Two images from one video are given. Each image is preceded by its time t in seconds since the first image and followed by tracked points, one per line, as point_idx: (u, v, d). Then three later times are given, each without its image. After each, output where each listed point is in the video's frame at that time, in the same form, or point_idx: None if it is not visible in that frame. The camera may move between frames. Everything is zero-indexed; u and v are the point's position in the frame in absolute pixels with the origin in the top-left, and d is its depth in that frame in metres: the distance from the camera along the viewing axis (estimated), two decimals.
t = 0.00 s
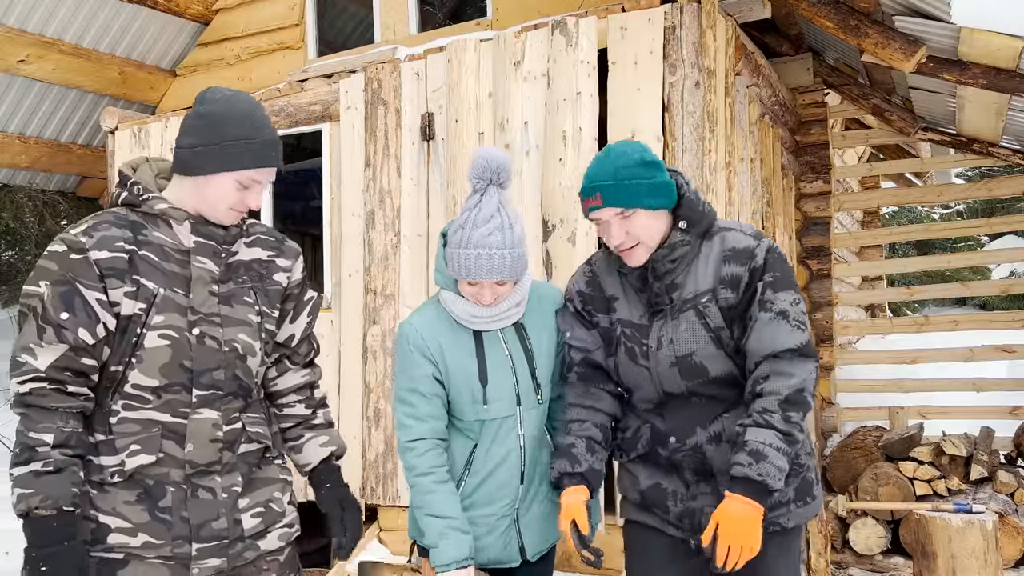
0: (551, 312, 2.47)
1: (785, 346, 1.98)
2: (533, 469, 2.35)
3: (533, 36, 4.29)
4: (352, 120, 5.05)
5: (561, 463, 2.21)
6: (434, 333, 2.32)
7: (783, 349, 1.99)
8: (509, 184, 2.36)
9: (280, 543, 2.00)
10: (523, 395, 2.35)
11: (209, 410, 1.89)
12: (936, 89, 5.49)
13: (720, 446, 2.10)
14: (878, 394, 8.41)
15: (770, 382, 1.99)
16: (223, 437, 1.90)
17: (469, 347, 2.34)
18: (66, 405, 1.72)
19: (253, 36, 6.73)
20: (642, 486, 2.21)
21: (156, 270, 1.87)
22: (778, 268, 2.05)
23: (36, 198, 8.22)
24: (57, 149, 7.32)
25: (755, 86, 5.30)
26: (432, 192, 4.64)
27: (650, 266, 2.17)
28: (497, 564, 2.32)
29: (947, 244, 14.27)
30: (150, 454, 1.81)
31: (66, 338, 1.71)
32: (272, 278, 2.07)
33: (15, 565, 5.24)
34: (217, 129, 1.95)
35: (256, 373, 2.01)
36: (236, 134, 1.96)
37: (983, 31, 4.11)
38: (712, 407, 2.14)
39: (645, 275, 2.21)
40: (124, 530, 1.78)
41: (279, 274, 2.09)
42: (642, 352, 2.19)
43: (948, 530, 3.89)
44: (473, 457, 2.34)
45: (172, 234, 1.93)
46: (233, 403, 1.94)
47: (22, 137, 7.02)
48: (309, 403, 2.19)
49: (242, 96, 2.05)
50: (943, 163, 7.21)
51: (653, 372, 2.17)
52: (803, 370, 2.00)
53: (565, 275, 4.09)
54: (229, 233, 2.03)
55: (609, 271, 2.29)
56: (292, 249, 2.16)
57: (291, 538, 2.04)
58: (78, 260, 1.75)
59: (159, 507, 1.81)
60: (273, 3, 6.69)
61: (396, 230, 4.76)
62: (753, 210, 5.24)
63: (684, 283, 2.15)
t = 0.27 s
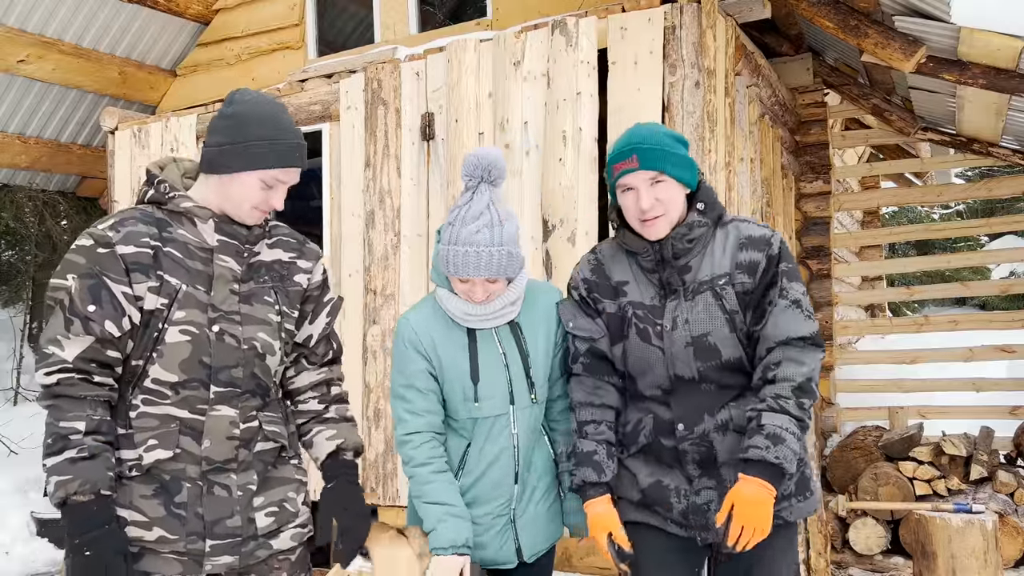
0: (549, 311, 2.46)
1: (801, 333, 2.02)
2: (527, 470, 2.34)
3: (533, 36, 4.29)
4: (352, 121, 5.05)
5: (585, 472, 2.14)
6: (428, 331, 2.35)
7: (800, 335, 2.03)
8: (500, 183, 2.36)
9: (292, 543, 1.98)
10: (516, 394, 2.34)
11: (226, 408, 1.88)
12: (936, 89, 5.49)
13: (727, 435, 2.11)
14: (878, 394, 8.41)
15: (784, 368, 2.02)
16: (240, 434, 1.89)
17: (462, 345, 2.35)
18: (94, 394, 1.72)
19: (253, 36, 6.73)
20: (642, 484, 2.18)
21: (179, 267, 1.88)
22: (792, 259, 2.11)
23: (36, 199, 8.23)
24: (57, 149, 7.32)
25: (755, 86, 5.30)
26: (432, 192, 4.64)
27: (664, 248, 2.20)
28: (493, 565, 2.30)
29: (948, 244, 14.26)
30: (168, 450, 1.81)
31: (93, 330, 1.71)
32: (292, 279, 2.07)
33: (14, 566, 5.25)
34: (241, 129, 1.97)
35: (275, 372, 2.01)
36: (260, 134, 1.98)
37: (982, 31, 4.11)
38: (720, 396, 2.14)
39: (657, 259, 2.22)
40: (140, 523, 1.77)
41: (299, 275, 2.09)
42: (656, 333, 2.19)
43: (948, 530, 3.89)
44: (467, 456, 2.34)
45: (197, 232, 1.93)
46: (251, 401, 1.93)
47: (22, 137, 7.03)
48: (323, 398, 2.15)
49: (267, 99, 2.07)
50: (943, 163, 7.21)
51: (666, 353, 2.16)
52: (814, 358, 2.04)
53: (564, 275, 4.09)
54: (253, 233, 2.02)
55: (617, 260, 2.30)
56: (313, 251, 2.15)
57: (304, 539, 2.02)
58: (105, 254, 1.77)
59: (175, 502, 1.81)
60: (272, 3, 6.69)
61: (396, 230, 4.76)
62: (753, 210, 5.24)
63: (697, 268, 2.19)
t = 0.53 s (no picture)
0: (551, 309, 2.47)
1: (809, 333, 2.03)
2: (526, 466, 2.33)
3: (534, 36, 4.29)
4: (352, 121, 5.05)
5: (576, 457, 2.13)
6: (429, 322, 2.36)
7: (804, 333, 2.03)
8: (508, 166, 2.48)
9: (297, 543, 1.97)
10: (515, 388, 2.35)
11: (234, 408, 1.87)
12: (936, 89, 5.49)
13: (719, 430, 2.11)
14: (878, 394, 8.41)
15: (797, 368, 2.02)
16: (247, 434, 1.89)
17: (463, 337, 2.37)
18: (105, 391, 1.72)
19: (253, 36, 6.73)
20: (632, 481, 2.15)
21: (188, 267, 1.88)
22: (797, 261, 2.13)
23: (36, 199, 8.24)
24: (57, 149, 7.32)
25: (755, 86, 5.30)
26: (432, 192, 4.64)
27: (666, 240, 2.21)
28: (491, 563, 2.28)
29: (948, 244, 14.26)
30: (175, 449, 1.80)
31: (105, 329, 1.72)
32: (299, 280, 2.07)
33: (14, 566, 5.25)
34: (252, 130, 1.96)
35: (282, 372, 2.00)
36: (270, 136, 1.97)
37: (983, 31, 4.11)
38: (714, 391, 2.13)
39: (658, 251, 2.23)
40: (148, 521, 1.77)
41: (307, 276, 2.09)
42: (653, 322, 2.20)
43: (948, 530, 3.89)
44: (464, 451, 2.34)
45: (205, 232, 1.93)
46: (258, 401, 1.92)
47: (22, 137, 7.03)
48: (331, 410, 2.17)
49: (279, 101, 2.07)
50: (943, 163, 7.21)
51: (661, 343, 2.17)
52: (825, 357, 2.04)
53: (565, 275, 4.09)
54: (261, 233, 2.02)
55: (618, 253, 2.32)
56: (321, 254, 2.16)
57: (310, 540, 2.00)
58: (116, 252, 1.78)
59: (182, 501, 1.80)
60: (273, 3, 6.69)
61: (396, 230, 4.76)
62: (753, 210, 5.25)
63: (697, 261, 2.21)
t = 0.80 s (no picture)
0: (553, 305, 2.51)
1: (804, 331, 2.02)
2: (525, 455, 2.33)
3: (533, 36, 4.29)
4: (352, 121, 5.05)
5: (569, 452, 2.15)
6: (430, 309, 2.38)
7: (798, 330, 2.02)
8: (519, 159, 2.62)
9: (296, 542, 1.98)
10: (515, 377, 2.36)
11: (233, 408, 1.87)
12: (936, 89, 5.49)
13: (712, 427, 2.11)
14: (878, 394, 8.40)
15: (792, 365, 2.02)
16: (246, 434, 1.89)
17: (463, 324, 2.39)
18: (101, 396, 1.71)
19: (254, 36, 6.73)
20: (625, 478, 2.16)
21: (187, 268, 1.87)
22: (795, 259, 2.11)
23: (36, 199, 8.23)
24: (57, 149, 7.33)
25: (755, 86, 5.30)
26: (432, 192, 4.64)
27: (662, 236, 2.21)
28: (490, 554, 2.25)
29: (948, 244, 14.25)
30: (175, 450, 1.80)
31: (102, 331, 1.71)
32: (296, 281, 2.08)
33: (14, 566, 5.25)
34: (246, 131, 1.95)
35: (280, 372, 2.01)
36: (265, 136, 1.97)
37: (983, 31, 4.11)
38: (708, 388, 2.13)
39: (654, 249, 2.24)
40: (147, 524, 1.76)
41: (303, 276, 2.10)
42: (647, 318, 2.20)
43: (948, 530, 3.89)
44: (461, 440, 2.33)
45: (203, 233, 1.93)
46: (256, 401, 1.93)
47: (22, 137, 7.03)
48: (325, 410, 2.18)
49: (273, 101, 2.06)
50: (943, 163, 7.21)
51: (655, 340, 2.18)
52: (820, 355, 2.03)
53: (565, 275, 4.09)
54: (259, 234, 2.03)
55: (616, 251, 2.34)
56: (316, 254, 2.17)
57: (307, 539, 2.01)
58: (114, 254, 1.77)
59: (182, 503, 1.80)
60: (273, 3, 6.69)
61: (396, 230, 4.76)
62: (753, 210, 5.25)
63: (693, 258, 2.21)
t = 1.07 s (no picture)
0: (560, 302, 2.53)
1: (793, 329, 1.99)
2: (533, 448, 2.34)
3: (533, 36, 4.29)
4: (352, 121, 5.05)
5: (566, 454, 2.17)
6: (441, 301, 2.38)
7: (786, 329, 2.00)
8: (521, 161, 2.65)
9: (292, 539, 1.98)
10: (524, 369, 2.37)
11: (225, 406, 1.88)
12: (936, 89, 5.49)
13: (705, 428, 2.10)
14: (878, 394, 8.41)
15: (779, 365, 2.00)
16: (239, 432, 1.89)
17: (474, 316, 2.39)
18: (91, 400, 1.70)
19: (253, 36, 6.73)
20: (621, 478, 2.17)
21: (170, 267, 1.86)
22: (786, 255, 2.08)
23: (36, 200, 8.26)
24: (57, 149, 7.32)
25: (755, 86, 5.30)
26: (432, 192, 4.64)
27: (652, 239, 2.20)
28: (495, 548, 2.24)
29: (948, 244, 14.25)
30: (168, 451, 1.80)
31: (89, 334, 1.69)
32: (279, 277, 2.07)
33: (14, 566, 5.24)
34: (215, 123, 1.95)
35: (267, 369, 2.01)
36: (235, 127, 1.96)
37: (983, 31, 4.11)
38: (702, 388, 2.13)
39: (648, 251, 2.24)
40: (143, 527, 1.75)
41: (285, 272, 2.09)
42: (639, 321, 2.21)
43: (948, 530, 3.88)
44: (467, 432, 2.32)
45: (184, 232, 1.92)
46: (247, 399, 1.93)
47: (22, 137, 7.03)
48: (313, 406, 2.20)
49: (241, 91, 2.05)
50: (943, 163, 7.21)
51: (648, 341, 2.18)
52: (810, 354, 2.01)
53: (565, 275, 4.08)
54: (239, 231, 2.03)
55: (614, 254, 2.35)
56: (296, 250, 2.16)
57: (303, 536, 2.02)
58: (96, 256, 1.76)
59: (177, 504, 1.79)
60: (273, 3, 6.69)
61: (396, 230, 4.76)
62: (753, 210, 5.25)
63: (686, 258, 2.20)
